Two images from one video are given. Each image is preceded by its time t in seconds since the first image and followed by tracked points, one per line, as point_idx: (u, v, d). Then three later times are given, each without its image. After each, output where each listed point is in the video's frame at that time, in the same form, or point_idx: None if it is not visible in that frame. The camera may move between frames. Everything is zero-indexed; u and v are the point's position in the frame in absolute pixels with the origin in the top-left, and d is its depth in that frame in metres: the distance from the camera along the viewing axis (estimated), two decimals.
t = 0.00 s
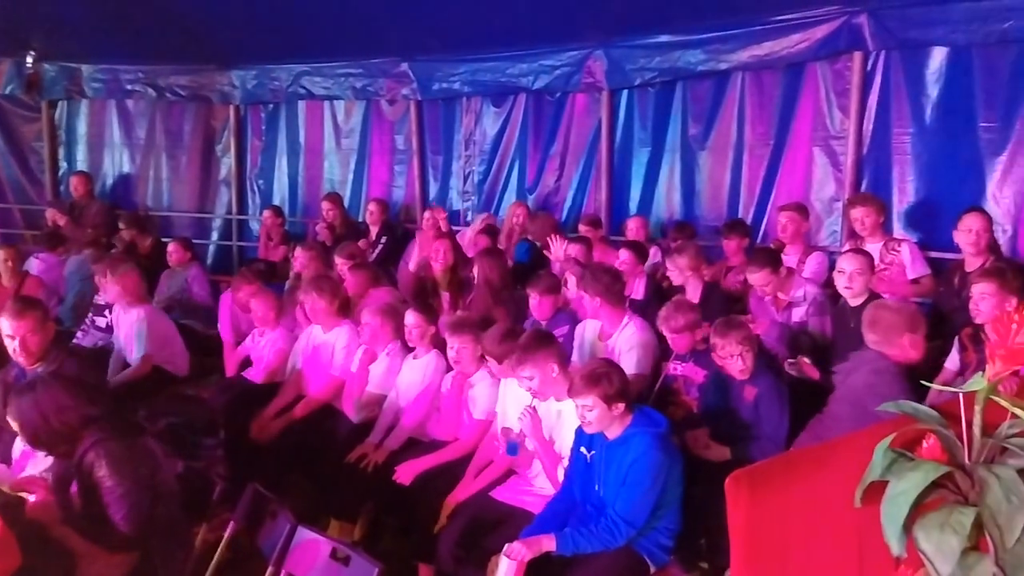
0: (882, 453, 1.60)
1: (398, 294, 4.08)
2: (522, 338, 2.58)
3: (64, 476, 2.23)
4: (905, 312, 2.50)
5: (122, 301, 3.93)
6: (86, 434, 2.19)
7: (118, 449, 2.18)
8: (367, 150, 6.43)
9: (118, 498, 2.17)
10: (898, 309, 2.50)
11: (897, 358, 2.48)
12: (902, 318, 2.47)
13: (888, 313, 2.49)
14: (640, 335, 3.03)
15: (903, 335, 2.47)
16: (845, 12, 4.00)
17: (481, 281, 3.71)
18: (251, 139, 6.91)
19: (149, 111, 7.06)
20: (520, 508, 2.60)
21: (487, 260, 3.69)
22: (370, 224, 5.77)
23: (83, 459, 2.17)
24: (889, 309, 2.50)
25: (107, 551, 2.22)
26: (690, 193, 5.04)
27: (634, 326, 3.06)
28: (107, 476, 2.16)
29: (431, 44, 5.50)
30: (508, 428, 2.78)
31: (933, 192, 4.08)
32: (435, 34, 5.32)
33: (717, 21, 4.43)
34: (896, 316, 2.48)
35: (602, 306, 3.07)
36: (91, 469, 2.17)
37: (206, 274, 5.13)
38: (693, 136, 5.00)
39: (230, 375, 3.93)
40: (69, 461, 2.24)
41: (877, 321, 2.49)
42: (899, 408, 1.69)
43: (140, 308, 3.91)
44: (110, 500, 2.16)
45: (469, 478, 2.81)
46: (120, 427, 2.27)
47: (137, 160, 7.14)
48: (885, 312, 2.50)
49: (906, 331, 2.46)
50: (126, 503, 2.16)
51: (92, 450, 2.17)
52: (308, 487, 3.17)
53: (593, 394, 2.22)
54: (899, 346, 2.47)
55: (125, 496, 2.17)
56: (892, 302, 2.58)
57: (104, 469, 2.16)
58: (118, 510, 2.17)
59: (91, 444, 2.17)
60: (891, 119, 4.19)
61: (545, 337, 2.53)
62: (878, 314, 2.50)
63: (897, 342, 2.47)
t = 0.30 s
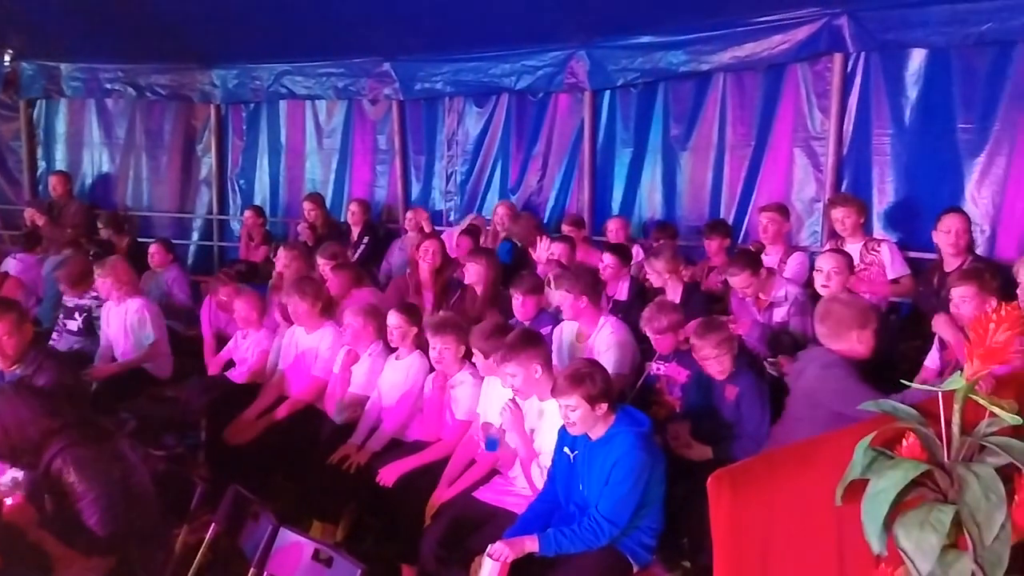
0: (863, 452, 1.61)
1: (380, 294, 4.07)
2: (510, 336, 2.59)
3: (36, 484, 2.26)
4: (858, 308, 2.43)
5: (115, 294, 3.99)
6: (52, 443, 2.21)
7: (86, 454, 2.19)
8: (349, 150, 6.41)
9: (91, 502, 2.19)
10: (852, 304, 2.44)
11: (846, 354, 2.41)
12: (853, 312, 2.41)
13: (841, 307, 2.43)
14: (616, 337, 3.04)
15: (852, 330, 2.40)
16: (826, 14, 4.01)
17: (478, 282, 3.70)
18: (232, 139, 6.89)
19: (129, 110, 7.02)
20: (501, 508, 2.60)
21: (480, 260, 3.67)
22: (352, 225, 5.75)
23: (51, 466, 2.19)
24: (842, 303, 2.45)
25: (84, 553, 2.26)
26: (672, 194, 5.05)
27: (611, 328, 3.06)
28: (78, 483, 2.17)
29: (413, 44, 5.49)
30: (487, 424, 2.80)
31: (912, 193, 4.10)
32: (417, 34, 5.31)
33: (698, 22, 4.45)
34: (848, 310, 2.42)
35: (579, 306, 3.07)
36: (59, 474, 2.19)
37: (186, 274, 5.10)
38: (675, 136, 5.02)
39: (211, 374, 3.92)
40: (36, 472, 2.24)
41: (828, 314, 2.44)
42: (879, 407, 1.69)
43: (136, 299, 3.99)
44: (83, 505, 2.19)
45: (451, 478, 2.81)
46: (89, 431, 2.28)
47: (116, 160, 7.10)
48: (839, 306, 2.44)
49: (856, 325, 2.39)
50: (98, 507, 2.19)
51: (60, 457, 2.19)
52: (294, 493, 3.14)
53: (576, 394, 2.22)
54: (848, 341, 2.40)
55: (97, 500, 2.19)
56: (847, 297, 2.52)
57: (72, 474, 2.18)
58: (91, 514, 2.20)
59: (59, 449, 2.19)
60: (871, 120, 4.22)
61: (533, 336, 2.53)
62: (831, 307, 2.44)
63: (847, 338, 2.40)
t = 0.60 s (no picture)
0: (844, 450, 1.63)
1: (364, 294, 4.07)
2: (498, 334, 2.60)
3: (14, 496, 2.66)
4: (818, 307, 2.43)
5: (77, 306, 3.98)
6: (28, 450, 2.67)
7: (62, 460, 2.67)
8: (332, 150, 6.40)
9: (70, 507, 2.66)
10: (812, 303, 2.44)
11: (809, 353, 2.41)
12: (812, 312, 2.41)
13: (801, 306, 2.43)
14: (595, 338, 3.04)
15: (811, 329, 2.41)
16: (808, 15, 4.04)
17: (467, 284, 3.70)
18: (214, 138, 6.87)
19: (110, 109, 6.98)
20: (486, 509, 2.59)
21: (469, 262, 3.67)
22: (334, 224, 5.73)
23: (29, 472, 2.65)
24: (801, 302, 2.45)
25: (65, 557, 2.70)
26: (655, 193, 5.07)
27: (591, 328, 3.07)
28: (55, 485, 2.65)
29: (396, 43, 5.48)
30: (470, 420, 2.82)
31: (893, 193, 4.13)
32: (400, 34, 5.31)
33: (680, 22, 4.46)
34: (808, 309, 2.42)
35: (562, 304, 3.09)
36: (35, 477, 2.65)
37: (168, 275, 5.08)
38: (658, 136, 5.03)
39: (194, 375, 3.90)
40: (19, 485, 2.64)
41: (789, 314, 2.44)
42: (860, 406, 1.69)
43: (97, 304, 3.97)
44: (63, 510, 2.66)
45: (436, 477, 2.80)
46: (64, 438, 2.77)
47: (97, 159, 7.05)
48: (799, 305, 2.45)
49: (814, 324, 2.40)
50: (76, 510, 2.66)
51: (36, 464, 2.65)
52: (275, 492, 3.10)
53: (559, 395, 2.23)
54: (808, 340, 2.41)
55: (75, 505, 2.66)
56: (809, 295, 2.52)
57: (50, 478, 2.65)
58: (71, 518, 2.67)
59: (36, 457, 2.66)
60: (852, 120, 4.24)
61: (519, 335, 2.55)
62: (791, 306, 2.45)
63: (807, 337, 2.41)
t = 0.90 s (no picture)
0: (826, 449, 1.64)
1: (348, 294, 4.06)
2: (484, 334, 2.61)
3: None
4: (796, 304, 2.42)
5: (38, 305, 3.95)
6: (8, 452, 2.65)
7: (41, 463, 2.65)
8: (316, 150, 6.39)
9: (50, 510, 2.67)
10: (791, 301, 2.43)
11: (789, 351, 2.41)
12: (789, 311, 2.40)
13: (780, 305, 2.43)
14: (578, 338, 3.04)
15: (789, 328, 2.40)
16: (791, 16, 4.05)
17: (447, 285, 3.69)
18: (197, 138, 6.85)
19: (92, 108, 6.93)
20: (471, 508, 2.59)
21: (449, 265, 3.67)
22: (319, 224, 5.71)
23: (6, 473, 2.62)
24: (780, 301, 2.44)
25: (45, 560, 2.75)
26: (639, 193, 5.08)
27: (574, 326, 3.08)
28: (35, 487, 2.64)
29: (381, 43, 5.47)
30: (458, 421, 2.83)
31: (875, 193, 4.15)
32: (385, 34, 5.30)
33: (665, 23, 4.47)
34: (786, 308, 2.41)
35: (547, 304, 3.09)
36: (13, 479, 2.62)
37: (151, 276, 5.05)
38: (643, 136, 5.04)
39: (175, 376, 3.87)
40: None
41: (769, 313, 2.44)
42: (841, 405, 1.70)
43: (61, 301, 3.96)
44: (43, 513, 2.67)
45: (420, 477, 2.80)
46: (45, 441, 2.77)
47: (79, 159, 7.00)
48: (780, 304, 2.44)
49: (791, 324, 2.40)
50: (56, 513, 2.67)
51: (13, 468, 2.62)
52: (262, 491, 3.11)
53: (542, 394, 2.23)
54: (786, 339, 2.41)
55: (55, 507, 2.67)
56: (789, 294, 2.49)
57: (29, 480, 2.64)
58: (51, 521, 2.68)
59: (14, 460, 2.63)
60: (835, 120, 4.26)
61: (505, 335, 2.56)
62: (771, 305, 2.44)
63: (784, 336, 2.41)
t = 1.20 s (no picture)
0: (810, 446, 1.64)
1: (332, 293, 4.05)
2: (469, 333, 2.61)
3: None
4: (782, 301, 2.41)
5: (22, 269, 4.04)
6: None
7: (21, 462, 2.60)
8: (300, 148, 6.38)
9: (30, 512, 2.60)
10: (777, 298, 2.43)
11: (773, 348, 2.40)
12: (774, 307, 2.40)
13: (765, 302, 2.43)
14: (564, 336, 3.06)
15: (774, 324, 2.40)
16: (774, 15, 4.07)
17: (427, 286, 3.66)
18: (180, 137, 6.83)
19: (73, 106, 6.89)
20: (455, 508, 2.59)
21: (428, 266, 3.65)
22: (302, 223, 5.69)
23: None
24: (767, 298, 2.44)
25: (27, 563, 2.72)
26: (623, 192, 5.08)
27: (560, 325, 3.09)
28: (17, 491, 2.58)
29: (364, 41, 5.45)
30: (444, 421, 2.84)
31: (858, 191, 4.17)
32: (369, 32, 5.29)
33: (648, 22, 4.48)
34: (771, 305, 2.41)
35: (534, 302, 3.09)
36: None
37: (133, 275, 5.02)
38: (627, 135, 5.05)
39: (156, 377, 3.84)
40: None
41: (756, 310, 2.44)
42: (826, 402, 1.71)
43: (44, 273, 4.02)
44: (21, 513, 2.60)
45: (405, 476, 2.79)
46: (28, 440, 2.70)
47: (60, 157, 6.94)
48: (767, 301, 2.44)
49: (776, 319, 2.39)
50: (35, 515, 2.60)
51: None
52: (244, 494, 3.09)
53: (526, 392, 2.23)
54: (770, 336, 2.41)
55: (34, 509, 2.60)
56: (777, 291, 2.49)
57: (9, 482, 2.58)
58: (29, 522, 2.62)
59: None
60: (818, 119, 4.28)
61: (489, 335, 2.55)
62: (757, 302, 2.44)
63: (768, 332, 2.40)
